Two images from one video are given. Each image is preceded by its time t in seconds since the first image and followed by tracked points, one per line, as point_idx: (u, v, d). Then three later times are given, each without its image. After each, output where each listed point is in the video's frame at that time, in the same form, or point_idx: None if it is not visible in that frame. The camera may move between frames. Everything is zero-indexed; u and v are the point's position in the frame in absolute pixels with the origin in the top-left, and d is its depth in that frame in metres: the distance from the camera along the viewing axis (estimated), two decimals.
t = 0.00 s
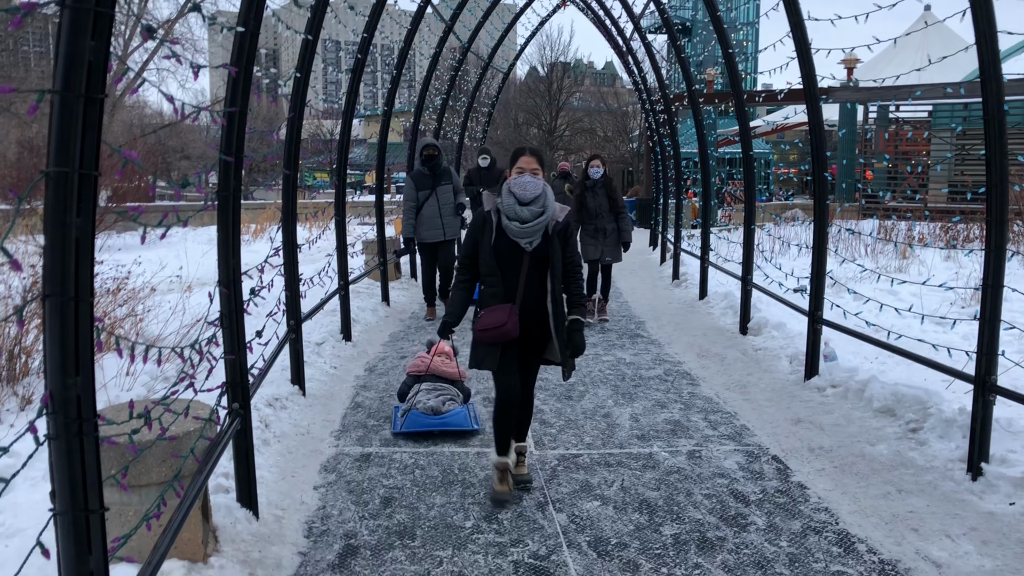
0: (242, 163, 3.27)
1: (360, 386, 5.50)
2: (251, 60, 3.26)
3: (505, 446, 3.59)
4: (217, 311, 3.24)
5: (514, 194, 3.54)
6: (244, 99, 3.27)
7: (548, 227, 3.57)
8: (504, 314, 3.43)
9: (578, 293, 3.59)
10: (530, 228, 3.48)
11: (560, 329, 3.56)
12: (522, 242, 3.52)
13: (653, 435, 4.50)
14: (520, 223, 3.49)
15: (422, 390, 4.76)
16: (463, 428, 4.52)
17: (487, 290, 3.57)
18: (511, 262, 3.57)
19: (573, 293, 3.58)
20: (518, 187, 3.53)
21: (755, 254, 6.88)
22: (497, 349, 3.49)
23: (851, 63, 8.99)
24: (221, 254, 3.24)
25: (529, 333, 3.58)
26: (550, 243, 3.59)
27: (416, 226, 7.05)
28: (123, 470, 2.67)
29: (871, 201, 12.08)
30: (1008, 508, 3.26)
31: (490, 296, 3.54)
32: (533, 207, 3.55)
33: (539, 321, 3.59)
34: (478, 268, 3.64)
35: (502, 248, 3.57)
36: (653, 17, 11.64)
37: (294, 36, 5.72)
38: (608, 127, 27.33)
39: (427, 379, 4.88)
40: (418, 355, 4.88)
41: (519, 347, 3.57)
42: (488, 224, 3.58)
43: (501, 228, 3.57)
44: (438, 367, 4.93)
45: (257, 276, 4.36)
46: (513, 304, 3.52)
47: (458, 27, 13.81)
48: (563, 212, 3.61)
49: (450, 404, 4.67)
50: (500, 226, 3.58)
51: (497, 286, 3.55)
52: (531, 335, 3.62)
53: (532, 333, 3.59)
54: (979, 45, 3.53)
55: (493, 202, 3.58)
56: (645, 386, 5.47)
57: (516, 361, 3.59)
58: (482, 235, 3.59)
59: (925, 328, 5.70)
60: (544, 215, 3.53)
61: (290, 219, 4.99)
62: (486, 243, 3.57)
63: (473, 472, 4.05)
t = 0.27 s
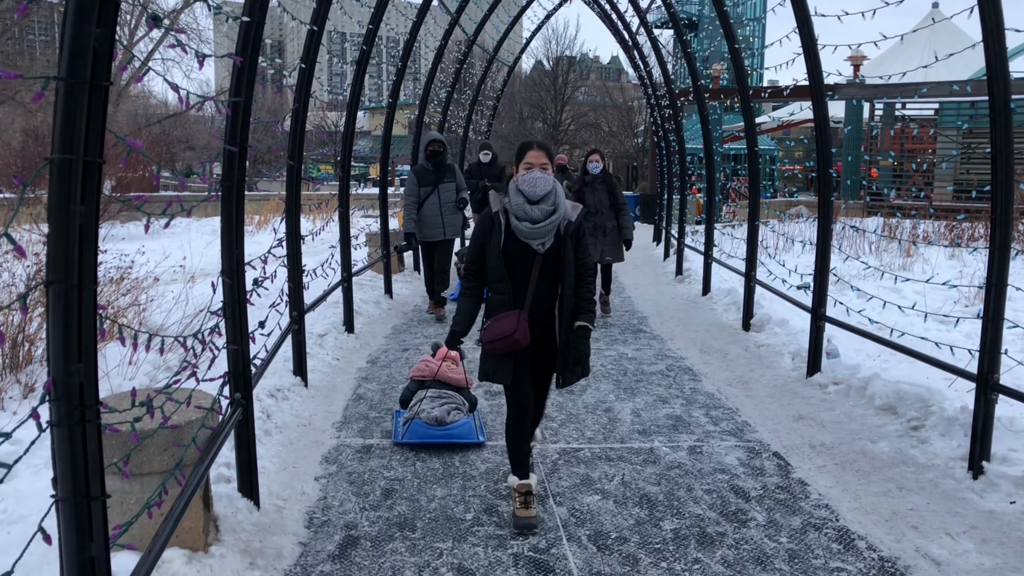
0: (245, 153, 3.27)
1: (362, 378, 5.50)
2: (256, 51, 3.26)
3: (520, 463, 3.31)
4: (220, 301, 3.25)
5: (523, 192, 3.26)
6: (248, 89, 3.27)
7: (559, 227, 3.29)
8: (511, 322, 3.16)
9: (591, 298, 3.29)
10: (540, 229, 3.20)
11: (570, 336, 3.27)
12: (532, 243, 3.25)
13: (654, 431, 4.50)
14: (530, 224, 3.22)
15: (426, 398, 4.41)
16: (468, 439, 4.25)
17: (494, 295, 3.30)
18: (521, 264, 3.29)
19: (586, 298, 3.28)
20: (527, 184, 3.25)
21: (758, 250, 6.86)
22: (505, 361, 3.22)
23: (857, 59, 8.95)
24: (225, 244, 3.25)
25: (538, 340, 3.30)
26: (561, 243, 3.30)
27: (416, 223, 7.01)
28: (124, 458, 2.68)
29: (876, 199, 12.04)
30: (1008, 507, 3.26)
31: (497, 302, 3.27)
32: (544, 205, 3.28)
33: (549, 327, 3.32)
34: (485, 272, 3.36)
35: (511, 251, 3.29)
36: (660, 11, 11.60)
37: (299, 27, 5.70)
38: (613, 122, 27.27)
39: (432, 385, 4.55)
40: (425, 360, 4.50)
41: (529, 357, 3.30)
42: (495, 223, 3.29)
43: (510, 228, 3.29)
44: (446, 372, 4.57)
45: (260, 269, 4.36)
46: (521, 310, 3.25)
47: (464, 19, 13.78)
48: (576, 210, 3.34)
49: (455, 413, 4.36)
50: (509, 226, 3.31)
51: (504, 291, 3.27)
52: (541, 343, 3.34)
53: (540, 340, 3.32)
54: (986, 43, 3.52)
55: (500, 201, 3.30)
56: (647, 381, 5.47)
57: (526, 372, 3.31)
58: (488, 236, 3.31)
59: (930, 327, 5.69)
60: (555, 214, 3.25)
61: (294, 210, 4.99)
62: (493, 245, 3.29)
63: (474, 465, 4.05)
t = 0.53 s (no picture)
0: (247, 146, 3.28)
1: (363, 372, 5.51)
2: (258, 43, 3.26)
3: (547, 460, 3.14)
4: (221, 294, 3.25)
5: (537, 184, 3.02)
6: (250, 81, 3.26)
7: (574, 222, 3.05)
8: (522, 325, 2.91)
9: (605, 296, 3.04)
10: (554, 223, 2.96)
11: (583, 338, 3.01)
12: (545, 238, 2.99)
13: (654, 426, 4.51)
14: (544, 218, 2.97)
15: (426, 409, 4.17)
16: (469, 455, 3.97)
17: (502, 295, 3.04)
18: (530, 262, 3.03)
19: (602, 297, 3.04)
20: (540, 176, 3.01)
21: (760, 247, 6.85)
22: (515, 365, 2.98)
23: (861, 56, 8.92)
24: (225, 236, 3.25)
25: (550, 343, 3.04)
26: (576, 239, 3.05)
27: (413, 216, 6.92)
28: (124, 450, 2.69)
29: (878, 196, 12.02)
30: (1008, 504, 3.26)
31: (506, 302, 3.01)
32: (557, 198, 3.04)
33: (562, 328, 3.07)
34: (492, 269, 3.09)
35: (522, 247, 3.03)
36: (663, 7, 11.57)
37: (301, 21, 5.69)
38: (616, 117, 27.22)
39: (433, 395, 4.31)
40: (424, 366, 4.25)
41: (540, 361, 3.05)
42: (503, 218, 3.03)
43: (522, 223, 3.04)
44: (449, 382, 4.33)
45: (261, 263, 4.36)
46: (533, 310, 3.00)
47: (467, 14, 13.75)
48: (590, 203, 3.10)
49: (457, 426, 4.08)
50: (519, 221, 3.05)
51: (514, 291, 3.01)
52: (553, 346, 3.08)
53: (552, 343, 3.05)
54: (990, 39, 3.50)
55: (510, 194, 3.05)
56: (647, 376, 5.48)
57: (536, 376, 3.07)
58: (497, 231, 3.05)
59: (931, 324, 5.68)
60: (571, 207, 3.02)
61: (295, 204, 4.99)
62: (502, 241, 3.02)
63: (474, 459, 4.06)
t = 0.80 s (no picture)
0: (246, 144, 3.28)
1: (362, 370, 5.51)
2: (258, 41, 3.26)
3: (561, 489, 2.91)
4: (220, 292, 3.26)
5: (552, 192, 2.77)
6: (249, 79, 3.26)
7: (592, 234, 2.79)
8: (535, 347, 2.70)
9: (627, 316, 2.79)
10: (569, 235, 2.71)
11: (601, 360, 2.78)
12: (559, 251, 2.75)
13: (653, 424, 4.51)
14: (558, 229, 2.72)
15: (426, 425, 3.88)
16: (472, 475, 3.71)
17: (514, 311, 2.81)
18: (544, 277, 2.79)
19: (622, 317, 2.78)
20: (556, 183, 2.76)
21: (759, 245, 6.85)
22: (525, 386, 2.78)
23: (861, 54, 8.91)
24: (225, 235, 3.25)
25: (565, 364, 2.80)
26: (594, 252, 2.79)
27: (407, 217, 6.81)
28: (123, 447, 2.69)
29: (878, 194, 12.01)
30: (1006, 502, 3.26)
31: (517, 319, 2.79)
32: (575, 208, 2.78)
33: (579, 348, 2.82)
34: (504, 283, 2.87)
35: (535, 260, 2.79)
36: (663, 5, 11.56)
37: (300, 18, 5.69)
38: (616, 115, 27.19)
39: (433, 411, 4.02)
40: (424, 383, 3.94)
41: (557, 384, 2.82)
42: (516, 229, 2.80)
43: (536, 235, 2.80)
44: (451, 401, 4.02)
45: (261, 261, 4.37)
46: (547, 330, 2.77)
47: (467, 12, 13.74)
48: (611, 214, 2.84)
49: (459, 443, 3.80)
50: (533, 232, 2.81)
51: (526, 307, 2.78)
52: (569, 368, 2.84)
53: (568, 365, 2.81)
54: (988, 37, 3.51)
55: (523, 202, 2.81)
56: (647, 374, 5.48)
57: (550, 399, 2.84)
58: (510, 243, 2.82)
59: (930, 322, 5.68)
60: (588, 217, 2.75)
61: (294, 202, 4.99)
62: (514, 253, 2.80)
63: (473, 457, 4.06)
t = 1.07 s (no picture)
0: (241, 140, 3.28)
1: (359, 367, 5.50)
2: (253, 38, 3.26)
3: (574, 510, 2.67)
4: (216, 289, 3.25)
5: (569, 183, 2.53)
6: (245, 76, 3.26)
7: (612, 230, 2.56)
8: (554, 352, 2.47)
9: (653, 322, 2.58)
10: (585, 230, 2.48)
11: (623, 367, 2.55)
12: (574, 248, 2.53)
13: (649, 421, 4.51)
14: (574, 224, 2.49)
15: (425, 442, 3.62)
16: (477, 496, 3.46)
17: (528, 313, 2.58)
18: (562, 276, 2.56)
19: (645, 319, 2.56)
20: (574, 174, 2.53)
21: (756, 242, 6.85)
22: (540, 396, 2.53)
23: (857, 51, 8.91)
24: (220, 231, 3.24)
25: (584, 372, 2.58)
26: (614, 249, 2.57)
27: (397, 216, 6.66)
28: (118, 444, 2.69)
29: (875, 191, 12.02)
30: (1001, 499, 3.27)
31: (532, 322, 2.56)
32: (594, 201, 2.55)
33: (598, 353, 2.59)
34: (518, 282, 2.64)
35: (549, 258, 2.56)
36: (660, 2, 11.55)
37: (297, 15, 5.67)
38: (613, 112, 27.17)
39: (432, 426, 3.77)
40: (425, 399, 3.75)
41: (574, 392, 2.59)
42: (531, 224, 2.58)
43: (549, 228, 2.58)
44: (452, 415, 3.75)
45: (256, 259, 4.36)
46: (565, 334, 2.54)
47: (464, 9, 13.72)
48: (633, 209, 2.60)
49: (462, 463, 3.55)
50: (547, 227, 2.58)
51: (542, 308, 2.55)
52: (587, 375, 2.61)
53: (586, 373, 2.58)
54: (984, 34, 3.51)
55: (538, 194, 2.59)
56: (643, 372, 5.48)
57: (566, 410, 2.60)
58: (522, 238, 2.59)
59: (926, 319, 5.69)
60: (607, 212, 2.52)
61: (290, 199, 4.99)
62: (528, 249, 2.57)
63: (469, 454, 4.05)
